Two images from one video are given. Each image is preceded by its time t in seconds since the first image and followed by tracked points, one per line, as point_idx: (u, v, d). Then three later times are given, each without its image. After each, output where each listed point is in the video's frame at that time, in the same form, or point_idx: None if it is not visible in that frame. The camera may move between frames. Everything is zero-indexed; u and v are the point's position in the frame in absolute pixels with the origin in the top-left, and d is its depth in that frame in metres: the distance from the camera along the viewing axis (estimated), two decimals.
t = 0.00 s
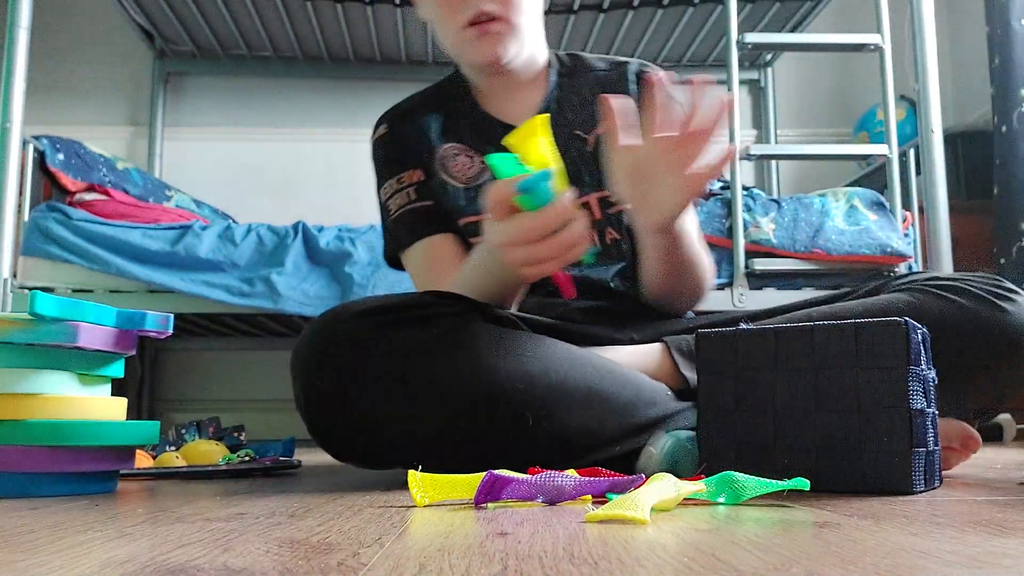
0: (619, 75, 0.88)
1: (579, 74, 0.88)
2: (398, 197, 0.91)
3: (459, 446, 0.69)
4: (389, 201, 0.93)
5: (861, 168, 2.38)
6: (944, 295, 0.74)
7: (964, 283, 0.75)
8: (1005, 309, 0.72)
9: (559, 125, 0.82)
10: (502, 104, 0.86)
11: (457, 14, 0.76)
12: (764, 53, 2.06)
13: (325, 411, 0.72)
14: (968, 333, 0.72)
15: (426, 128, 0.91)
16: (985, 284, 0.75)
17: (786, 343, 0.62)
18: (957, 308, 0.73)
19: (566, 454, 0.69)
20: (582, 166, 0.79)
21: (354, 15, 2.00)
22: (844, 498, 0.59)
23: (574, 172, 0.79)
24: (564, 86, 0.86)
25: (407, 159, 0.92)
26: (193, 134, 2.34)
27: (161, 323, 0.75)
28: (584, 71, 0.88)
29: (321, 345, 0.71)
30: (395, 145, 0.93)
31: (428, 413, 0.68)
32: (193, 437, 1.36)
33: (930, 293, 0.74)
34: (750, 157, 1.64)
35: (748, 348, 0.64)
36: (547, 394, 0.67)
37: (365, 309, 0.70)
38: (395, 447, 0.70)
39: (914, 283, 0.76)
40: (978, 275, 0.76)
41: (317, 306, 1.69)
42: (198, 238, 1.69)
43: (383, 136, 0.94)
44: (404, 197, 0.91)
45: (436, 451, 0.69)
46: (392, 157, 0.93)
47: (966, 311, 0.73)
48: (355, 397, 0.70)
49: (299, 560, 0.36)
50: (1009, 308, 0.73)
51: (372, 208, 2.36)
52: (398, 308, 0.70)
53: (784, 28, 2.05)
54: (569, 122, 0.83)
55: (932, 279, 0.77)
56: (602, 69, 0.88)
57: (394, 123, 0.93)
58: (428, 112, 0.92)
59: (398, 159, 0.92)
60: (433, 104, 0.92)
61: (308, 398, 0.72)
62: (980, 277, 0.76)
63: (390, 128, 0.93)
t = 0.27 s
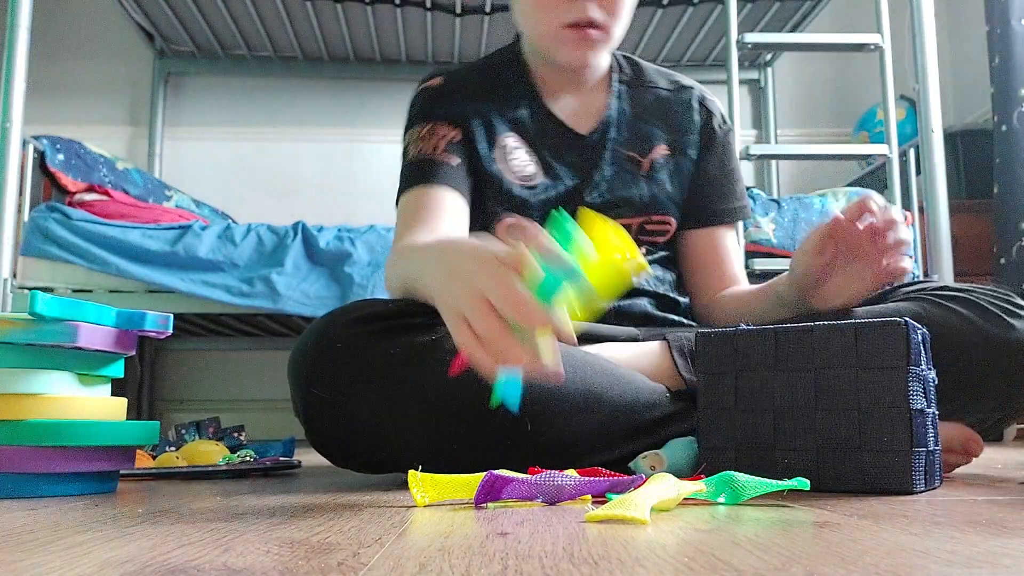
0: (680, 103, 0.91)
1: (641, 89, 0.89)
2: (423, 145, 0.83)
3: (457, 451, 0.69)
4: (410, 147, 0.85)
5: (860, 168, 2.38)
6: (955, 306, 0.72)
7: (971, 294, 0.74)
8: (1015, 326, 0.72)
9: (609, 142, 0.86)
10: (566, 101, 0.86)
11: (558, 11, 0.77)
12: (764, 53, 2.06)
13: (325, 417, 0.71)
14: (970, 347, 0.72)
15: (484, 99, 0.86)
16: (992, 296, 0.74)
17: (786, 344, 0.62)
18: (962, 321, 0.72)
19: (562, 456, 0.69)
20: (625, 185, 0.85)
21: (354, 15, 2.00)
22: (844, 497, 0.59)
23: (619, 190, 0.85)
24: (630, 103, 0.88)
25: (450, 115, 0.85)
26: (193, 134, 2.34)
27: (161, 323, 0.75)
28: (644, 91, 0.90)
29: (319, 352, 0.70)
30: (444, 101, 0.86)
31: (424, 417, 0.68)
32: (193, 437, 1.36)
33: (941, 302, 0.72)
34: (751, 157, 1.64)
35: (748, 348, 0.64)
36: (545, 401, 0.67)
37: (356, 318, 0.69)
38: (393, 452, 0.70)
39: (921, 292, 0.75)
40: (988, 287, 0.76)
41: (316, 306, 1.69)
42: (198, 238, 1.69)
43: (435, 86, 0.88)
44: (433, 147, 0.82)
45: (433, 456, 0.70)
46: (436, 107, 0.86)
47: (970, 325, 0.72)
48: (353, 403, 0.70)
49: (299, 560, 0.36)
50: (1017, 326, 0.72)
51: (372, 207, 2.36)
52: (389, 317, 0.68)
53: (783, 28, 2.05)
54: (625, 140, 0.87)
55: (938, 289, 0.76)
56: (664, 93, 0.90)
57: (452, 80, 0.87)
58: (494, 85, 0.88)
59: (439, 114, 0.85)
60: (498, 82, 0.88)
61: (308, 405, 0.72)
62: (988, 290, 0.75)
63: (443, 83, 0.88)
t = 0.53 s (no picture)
0: (709, 108, 0.89)
1: (672, 92, 0.87)
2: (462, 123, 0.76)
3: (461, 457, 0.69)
4: (442, 121, 0.77)
5: (860, 168, 2.38)
6: (955, 310, 0.72)
7: (974, 299, 0.74)
8: (1016, 331, 0.72)
9: (641, 146, 0.84)
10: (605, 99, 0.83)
11: (620, 21, 0.70)
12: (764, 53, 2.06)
13: (330, 424, 0.71)
14: (972, 352, 0.72)
15: (527, 93, 0.82)
16: (996, 302, 0.74)
17: (787, 343, 0.62)
18: (965, 326, 0.72)
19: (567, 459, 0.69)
20: (656, 192, 0.84)
21: (354, 15, 2.00)
22: (844, 498, 0.59)
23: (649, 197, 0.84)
24: (661, 106, 0.86)
25: (490, 100, 0.80)
26: (192, 135, 2.34)
27: (161, 323, 0.75)
28: (675, 94, 0.87)
29: (322, 360, 0.70)
30: (485, 86, 0.81)
31: (426, 422, 0.67)
32: (193, 438, 1.36)
33: (941, 306, 0.72)
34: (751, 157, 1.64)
35: (749, 348, 0.64)
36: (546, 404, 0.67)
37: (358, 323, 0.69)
38: (397, 460, 0.70)
39: (922, 295, 0.76)
40: (991, 293, 0.75)
41: (317, 306, 1.69)
42: (198, 238, 1.69)
43: (482, 68, 0.82)
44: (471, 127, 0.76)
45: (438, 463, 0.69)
46: (475, 88, 0.80)
47: (972, 330, 0.72)
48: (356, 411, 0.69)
49: (299, 560, 0.36)
50: (1018, 332, 0.72)
51: (372, 208, 2.36)
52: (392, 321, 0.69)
53: (783, 28, 2.05)
54: (655, 144, 0.85)
55: (940, 293, 0.75)
56: (693, 97, 0.88)
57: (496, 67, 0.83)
58: (538, 76, 0.84)
59: (480, 96, 0.79)
60: (539, 77, 0.84)
61: (312, 413, 0.72)
62: (992, 295, 0.75)
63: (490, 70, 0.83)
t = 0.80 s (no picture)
0: (727, 110, 0.87)
1: (686, 92, 0.86)
2: (449, 133, 0.78)
3: (462, 458, 0.69)
4: (434, 128, 0.80)
5: (860, 167, 2.38)
6: (956, 309, 0.73)
7: (977, 298, 0.74)
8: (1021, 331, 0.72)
9: (651, 148, 0.84)
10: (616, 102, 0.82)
11: (640, 30, 0.72)
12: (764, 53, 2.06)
13: (330, 427, 0.71)
14: (975, 351, 0.72)
15: (533, 96, 0.81)
16: (1000, 301, 0.74)
17: (785, 344, 0.62)
18: (968, 325, 0.72)
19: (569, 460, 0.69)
20: (665, 196, 0.84)
21: (355, 15, 2.00)
22: (844, 497, 0.59)
23: (657, 200, 0.83)
24: (674, 107, 0.85)
25: (482, 104, 0.80)
26: (193, 135, 2.34)
27: (161, 323, 0.75)
28: (690, 95, 0.86)
29: (321, 363, 0.70)
30: (479, 87, 0.81)
31: (427, 424, 0.67)
32: (193, 437, 1.36)
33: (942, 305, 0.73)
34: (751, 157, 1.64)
35: (747, 349, 0.64)
36: (546, 405, 0.67)
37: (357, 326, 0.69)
38: (398, 462, 0.70)
39: (923, 294, 0.76)
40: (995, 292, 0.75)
41: (316, 306, 1.69)
42: (198, 238, 1.69)
43: (476, 66, 0.82)
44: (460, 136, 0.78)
45: (439, 464, 0.69)
46: (469, 90, 0.80)
47: (975, 329, 0.72)
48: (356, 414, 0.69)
49: (300, 560, 0.36)
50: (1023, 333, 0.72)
51: (372, 207, 2.35)
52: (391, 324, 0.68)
53: (783, 28, 2.05)
54: (666, 146, 0.84)
55: (942, 292, 0.75)
56: (710, 99, 0.87)
57: (494, 65, 0.82)
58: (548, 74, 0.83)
59: (473, 99, 0.80)
60: (541, 71, 0.83)
61: (313, 417, 0.72)
62: (997, 294, 0.75)
63: (492, 66, 0.82)
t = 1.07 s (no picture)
0: (735, 115, 0.91)
1: (696, 98, 0.89)
2: (456, 135, 0.80)
3: (460, 461, 0.68)
4: (438, 127, 0.82)
5: (860, 167, 2.38)
6: (955, 309, 0.72)
7: (978, 297, 0.74)
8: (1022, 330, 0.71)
9: (660, 152, 0.87)
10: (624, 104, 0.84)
11: (654, 40, 0.72)
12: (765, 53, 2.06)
13: (330, 427, 0.71)
14: (974, 349, 0.72)
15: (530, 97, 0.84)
16: (1002, 300, 0.73)
17: (803, 339, 0.62)
18: (967, 324, 0.72)
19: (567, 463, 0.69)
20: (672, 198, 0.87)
21: (355, 15, 2.00)
22: (844, 497, 0.59)
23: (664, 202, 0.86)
24: (683, 112, 0.88)
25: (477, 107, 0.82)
26: (193, 135, 2.33)
27: (161, 323, 0.75)
28: (700, 100, 0.89)
29: (322, 362, 0.70)
30: (478, 84, 0.83)
31: (426, 424, 0.68)
32: (193, 437, 1.36)
33: (941, 304, 0.73)
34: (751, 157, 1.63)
35: (764, 345, 0.63)
36: (546, 406, 0.67)
37: (359, 326, 0.70)
38: (397, 463, 0.70)
39: (924, 293, 0.75)
40: (995, 291, 0.75)
41: (316, 306, 1.69)
42: (198, 238, 1.69)
43: (478, 63, 0.84)
44: (463, 137, 0.80)
45: (438, 467, 0.69)
46: (471, 91, 0.82)
47: (974, 328, 0.72)
48: (356, 412, 0.69)
49: (300, 560, 0.36)
50: None
51: (372, 208, 2.35)
52: (392, 323, 0.69)
53: (784, 28, 2.05)
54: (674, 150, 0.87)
55: (943, 291, 0.75)
56: (720, 104, 0.90)
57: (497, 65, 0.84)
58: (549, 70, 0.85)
59: (477, 100, 0.82)
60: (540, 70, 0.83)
61: (313, 416, 0.72)
62: (997, 294, 0.74)
63: (492, 63, 0.84)
